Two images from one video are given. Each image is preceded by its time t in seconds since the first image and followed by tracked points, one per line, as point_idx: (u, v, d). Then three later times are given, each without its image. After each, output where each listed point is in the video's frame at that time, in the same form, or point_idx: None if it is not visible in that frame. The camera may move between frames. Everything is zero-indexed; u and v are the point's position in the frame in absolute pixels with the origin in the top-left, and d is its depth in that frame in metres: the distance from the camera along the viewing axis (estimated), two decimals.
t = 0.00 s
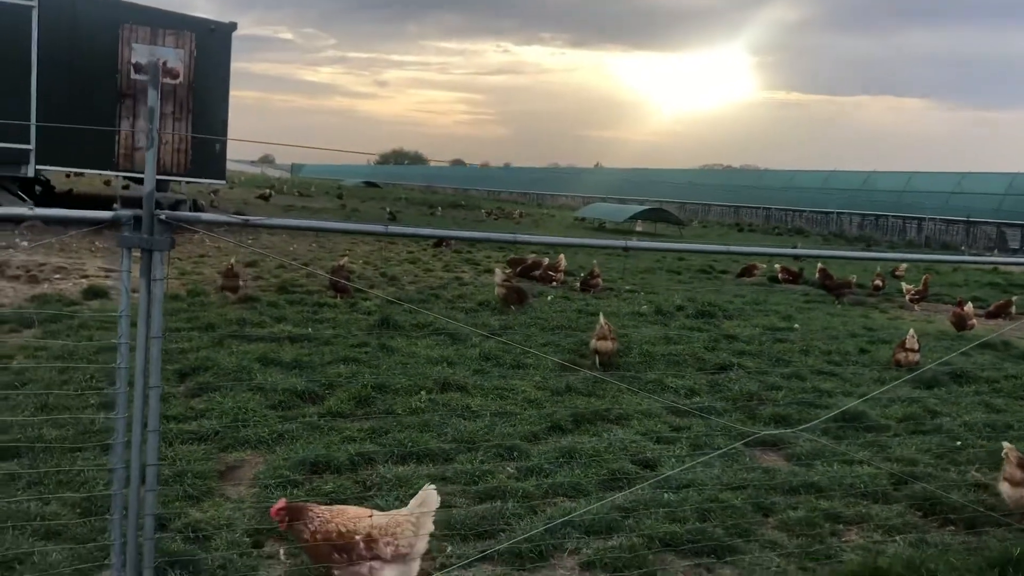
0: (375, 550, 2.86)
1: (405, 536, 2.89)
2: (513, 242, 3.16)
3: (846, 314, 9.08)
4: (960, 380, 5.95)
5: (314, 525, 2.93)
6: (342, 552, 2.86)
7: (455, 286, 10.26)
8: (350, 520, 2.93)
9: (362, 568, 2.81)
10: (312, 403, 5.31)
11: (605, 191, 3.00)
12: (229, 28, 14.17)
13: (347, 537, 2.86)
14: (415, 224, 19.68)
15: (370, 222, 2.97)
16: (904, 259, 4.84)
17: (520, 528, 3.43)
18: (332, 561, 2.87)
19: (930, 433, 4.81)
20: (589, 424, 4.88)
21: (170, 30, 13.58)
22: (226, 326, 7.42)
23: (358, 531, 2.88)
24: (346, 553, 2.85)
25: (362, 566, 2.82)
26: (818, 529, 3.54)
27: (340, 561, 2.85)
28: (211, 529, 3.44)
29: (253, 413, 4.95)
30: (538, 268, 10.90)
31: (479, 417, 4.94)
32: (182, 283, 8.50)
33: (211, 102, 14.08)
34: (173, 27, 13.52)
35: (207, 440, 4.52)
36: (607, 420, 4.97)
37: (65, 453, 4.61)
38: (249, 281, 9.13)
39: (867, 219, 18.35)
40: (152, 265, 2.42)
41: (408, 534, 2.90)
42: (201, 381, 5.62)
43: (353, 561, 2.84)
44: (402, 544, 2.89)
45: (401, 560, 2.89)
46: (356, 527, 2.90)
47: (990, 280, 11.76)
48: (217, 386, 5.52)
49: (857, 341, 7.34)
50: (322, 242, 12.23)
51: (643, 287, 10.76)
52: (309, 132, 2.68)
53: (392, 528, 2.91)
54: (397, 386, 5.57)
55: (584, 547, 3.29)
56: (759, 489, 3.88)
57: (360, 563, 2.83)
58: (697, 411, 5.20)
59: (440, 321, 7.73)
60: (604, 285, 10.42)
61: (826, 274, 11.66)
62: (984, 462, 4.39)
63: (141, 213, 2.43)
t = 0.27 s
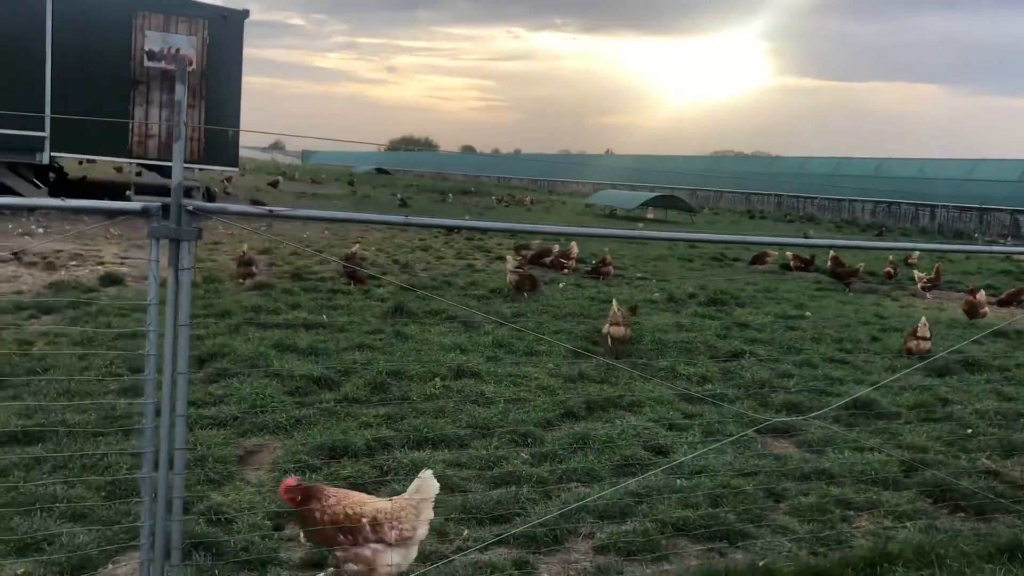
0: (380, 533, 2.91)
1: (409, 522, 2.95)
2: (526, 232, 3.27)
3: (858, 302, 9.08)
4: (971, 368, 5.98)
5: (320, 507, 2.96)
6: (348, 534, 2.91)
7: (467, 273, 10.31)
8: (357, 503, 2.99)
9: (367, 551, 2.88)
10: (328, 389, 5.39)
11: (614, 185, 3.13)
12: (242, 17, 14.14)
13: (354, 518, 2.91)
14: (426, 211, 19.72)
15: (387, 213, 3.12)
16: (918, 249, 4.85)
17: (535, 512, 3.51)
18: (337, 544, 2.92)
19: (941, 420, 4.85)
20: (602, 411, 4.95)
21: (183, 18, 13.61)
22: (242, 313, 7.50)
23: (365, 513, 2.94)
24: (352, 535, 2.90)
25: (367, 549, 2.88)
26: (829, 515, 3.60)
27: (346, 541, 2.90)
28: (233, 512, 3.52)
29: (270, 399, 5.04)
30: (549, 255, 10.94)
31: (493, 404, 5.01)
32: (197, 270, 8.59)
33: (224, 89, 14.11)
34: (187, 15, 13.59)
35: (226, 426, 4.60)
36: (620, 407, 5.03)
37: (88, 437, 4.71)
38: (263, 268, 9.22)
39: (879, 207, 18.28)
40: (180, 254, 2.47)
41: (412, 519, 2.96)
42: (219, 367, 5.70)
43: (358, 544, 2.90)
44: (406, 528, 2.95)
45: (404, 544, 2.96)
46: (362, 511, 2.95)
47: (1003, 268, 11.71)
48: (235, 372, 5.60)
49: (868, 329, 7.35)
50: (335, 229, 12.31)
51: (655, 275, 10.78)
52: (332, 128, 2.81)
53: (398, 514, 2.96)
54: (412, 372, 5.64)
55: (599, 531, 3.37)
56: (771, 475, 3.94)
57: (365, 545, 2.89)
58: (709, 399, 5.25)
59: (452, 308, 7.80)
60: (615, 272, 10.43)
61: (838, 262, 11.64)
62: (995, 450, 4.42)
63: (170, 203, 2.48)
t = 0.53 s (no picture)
0: (368, 505, 2.97)
1: (395, 493, 3.01)
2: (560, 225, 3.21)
3: (876, 293, 9.07)
4: (991, 359, 5.98)
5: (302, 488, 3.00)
6: (335, 510, 2.96)
7: (484, 265, 10.39)
8: (338, 481, 3.03)
9: (356, 525, 2.94)
10: (352, 378, 5.48)
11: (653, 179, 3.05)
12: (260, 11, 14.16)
13: (339, 495, 2.96)
14: (442, 202, 19.80)
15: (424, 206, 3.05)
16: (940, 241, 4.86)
17: (559, 499, 3.60)
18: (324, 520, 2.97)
19: (961, 411, 4.87)
20: (622, 401, 5.02)
21: (202, 11, 13.73)
22: (264, 304, 7.61)
23: (349, 489, 2.99)
24: (340, 511, 2.95)
25: (356, 522, 2.94)
26: (849, 504, 3.65)
27: (334, 518, 2.95)
28: (265, 497, 3.63)
29: (296, 388, 5.14)
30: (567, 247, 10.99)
31: (515, 393, 5.09)
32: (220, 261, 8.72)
33: (242, 81, 14.23)
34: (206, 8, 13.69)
35: (254, 414, 4.71)
36: (640, 398, 5.09)
37: (121, 425, 4.84)
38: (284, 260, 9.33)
39: (897, 198, 18.16)
40: (219, 246, 2.56)
41: (396, 488, 3.02)
42: (244, 357, 5.81)
43: (346, 519, 2.96)
44: (392, 500, 3.01)
45: (391, 515, 3.01)
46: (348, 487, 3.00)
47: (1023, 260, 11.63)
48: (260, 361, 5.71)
49: (887, 321, 7.35)
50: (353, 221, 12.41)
51: (672, 266, 10.80)
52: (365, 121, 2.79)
53: (383, 484, 3.02)
54: (434, 362, 5.72)
55: (621, 518, 3.46)
56: (791, 464, 4.01)
57: (353, 519, 2.96)
58: (728, 390, 5.30)
59: (471, 300, 7.88)
60: (630, 265, 10.51)
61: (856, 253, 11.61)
62: (1015, 440, 4.44)
63: (209, 195, 2.55)
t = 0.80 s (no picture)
0: (372, 498, 3.05)
1: (399, 488, 3.09)
2: (591, 222, 3.21)
3: (899, 290, 9.04)
4: (1015, 356, 5.96)
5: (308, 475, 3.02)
6: (339, 501, 3.01)
7: (505, 260, 10.46)
8: (343, 471, 3.08)
9: (359, 517, 3.01)
10: (378, 372, 5.57)
11: (684, 177, 3.02)
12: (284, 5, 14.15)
13: (345, 486, 3.01)
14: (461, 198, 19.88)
15: (456, 203, 3.08)
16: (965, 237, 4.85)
17: (585, 493, 3.68)
18: (326, 510, 3.01)
19: (986, 408, 4.87)
20: (646, 397, 5.08)
21: (224, 8, 13.87)
22: (290, 299, 7.73)
23: (355, 481, 3.05)
24: (344, 503, 3.00)
25: (359, 514, 3.01)
26: (872, 499, 3.68)
27: (338, 509, 3.00)
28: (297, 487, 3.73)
29: (323, 382, 5.23)
30: (588, 243, 11.04)
31: (539, 388, 5.15)
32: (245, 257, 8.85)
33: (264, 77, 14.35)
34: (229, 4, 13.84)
35: (283, 407, 4.81)
36: (663, 393, 5.15)
37: (153, 417, 4.95)
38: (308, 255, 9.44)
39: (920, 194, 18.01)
40: (258, 242, 2.64)
41: (401, 483, 3.10)
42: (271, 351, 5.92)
43: (349, 511, 3.01)
44: (396, 494, 3.09)
45: (393, 508, 3.09)
46: (354, 478, 3.05)
47: None
48: (287, 355, 5.81)
49: (910, 317, 7.34)
50: (375, 217, 12.52)
51: (693, 262, 10.80)
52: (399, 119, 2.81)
53: (387, 478, 3.10)
54: (459, 357, 5.80)
55: (647, 512, 3.52)
56: (814, 460, 4.05)
57: (356, 511, 3.02)
58: (751, 386, 5.33)
59: (493, 296, 7.95)
60: (646, 263, 10.55)
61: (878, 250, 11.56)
62: None
63: (248, 193, 2.63)
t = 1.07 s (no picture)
0: (373, 498, 3.18)
1: (399, 486, 3.22)
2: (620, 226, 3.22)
3: (926, 293, 8.97)
4: None
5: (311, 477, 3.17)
6: (341, 502, 3.15)
7: (529, 261, 10.52)
8: (342, 475, 3.23)
9: (360, 517, 3.14)
10: (405, 372, 5.65)
11: (713, 183, 3.01)
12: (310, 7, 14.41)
13: (346, 487, 3.16)
14: (484, 198, 19.95)
15: (487, 208, 3.10)
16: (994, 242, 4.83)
17: (611, 494, 3.73)
18: (327, 510, 3.15)
19: (1013, 414, 4.85)
20: (671, 399, 5.12)
21: (252, 9, 14.08)
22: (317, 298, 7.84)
23: (355, 483, 3.19)
24: (345, 503, 3.14)
25: (360, 514, 3.14)
26: (898, 503, 3.69)
27: (339, 509, 3.14)
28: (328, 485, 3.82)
29: (352, 381, 5.32)
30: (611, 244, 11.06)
31: (564, 389, 5.21)
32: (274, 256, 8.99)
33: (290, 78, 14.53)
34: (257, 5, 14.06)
35: (313, 405, 4.91)
36: (688, 396, 5.18)
37: (185, 414, 5.06)
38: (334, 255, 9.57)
39: (947, 196, 17.71)
40: (296, 246, 2.72)
41: (400, 483, 3.24)
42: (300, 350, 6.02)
43: (350, 511, 3.14)
44: (396, 493, 3.22)
45: (394, 508, 3.22)
46: (354, 480, 3.20)
47: None
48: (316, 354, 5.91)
49: (937, 320, 7.30)
50: (400, 218, 12.64)
51: (717, 264, 10.79)
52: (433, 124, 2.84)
53: (387, 479, 3.23)
54: (484, 357, 5.87)
55: (673, 513, 3.57)
56: (840, 464, 4.06)
57: (358, 511, 3.15)
58: (776, 389, 5.35)
59: (518, 298, 8.02)
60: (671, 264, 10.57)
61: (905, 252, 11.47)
62: None
63: (286, 197, 2.71)
